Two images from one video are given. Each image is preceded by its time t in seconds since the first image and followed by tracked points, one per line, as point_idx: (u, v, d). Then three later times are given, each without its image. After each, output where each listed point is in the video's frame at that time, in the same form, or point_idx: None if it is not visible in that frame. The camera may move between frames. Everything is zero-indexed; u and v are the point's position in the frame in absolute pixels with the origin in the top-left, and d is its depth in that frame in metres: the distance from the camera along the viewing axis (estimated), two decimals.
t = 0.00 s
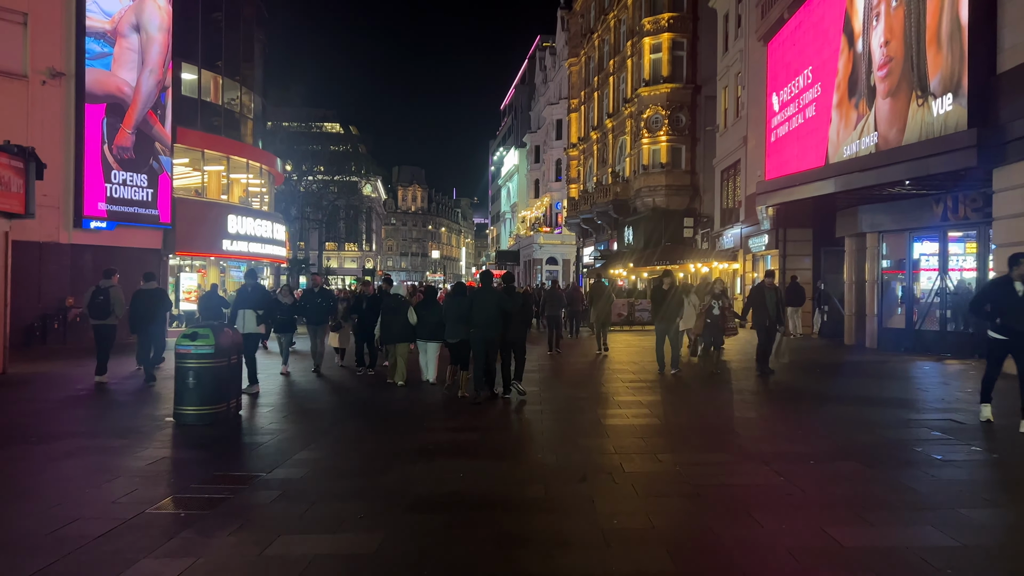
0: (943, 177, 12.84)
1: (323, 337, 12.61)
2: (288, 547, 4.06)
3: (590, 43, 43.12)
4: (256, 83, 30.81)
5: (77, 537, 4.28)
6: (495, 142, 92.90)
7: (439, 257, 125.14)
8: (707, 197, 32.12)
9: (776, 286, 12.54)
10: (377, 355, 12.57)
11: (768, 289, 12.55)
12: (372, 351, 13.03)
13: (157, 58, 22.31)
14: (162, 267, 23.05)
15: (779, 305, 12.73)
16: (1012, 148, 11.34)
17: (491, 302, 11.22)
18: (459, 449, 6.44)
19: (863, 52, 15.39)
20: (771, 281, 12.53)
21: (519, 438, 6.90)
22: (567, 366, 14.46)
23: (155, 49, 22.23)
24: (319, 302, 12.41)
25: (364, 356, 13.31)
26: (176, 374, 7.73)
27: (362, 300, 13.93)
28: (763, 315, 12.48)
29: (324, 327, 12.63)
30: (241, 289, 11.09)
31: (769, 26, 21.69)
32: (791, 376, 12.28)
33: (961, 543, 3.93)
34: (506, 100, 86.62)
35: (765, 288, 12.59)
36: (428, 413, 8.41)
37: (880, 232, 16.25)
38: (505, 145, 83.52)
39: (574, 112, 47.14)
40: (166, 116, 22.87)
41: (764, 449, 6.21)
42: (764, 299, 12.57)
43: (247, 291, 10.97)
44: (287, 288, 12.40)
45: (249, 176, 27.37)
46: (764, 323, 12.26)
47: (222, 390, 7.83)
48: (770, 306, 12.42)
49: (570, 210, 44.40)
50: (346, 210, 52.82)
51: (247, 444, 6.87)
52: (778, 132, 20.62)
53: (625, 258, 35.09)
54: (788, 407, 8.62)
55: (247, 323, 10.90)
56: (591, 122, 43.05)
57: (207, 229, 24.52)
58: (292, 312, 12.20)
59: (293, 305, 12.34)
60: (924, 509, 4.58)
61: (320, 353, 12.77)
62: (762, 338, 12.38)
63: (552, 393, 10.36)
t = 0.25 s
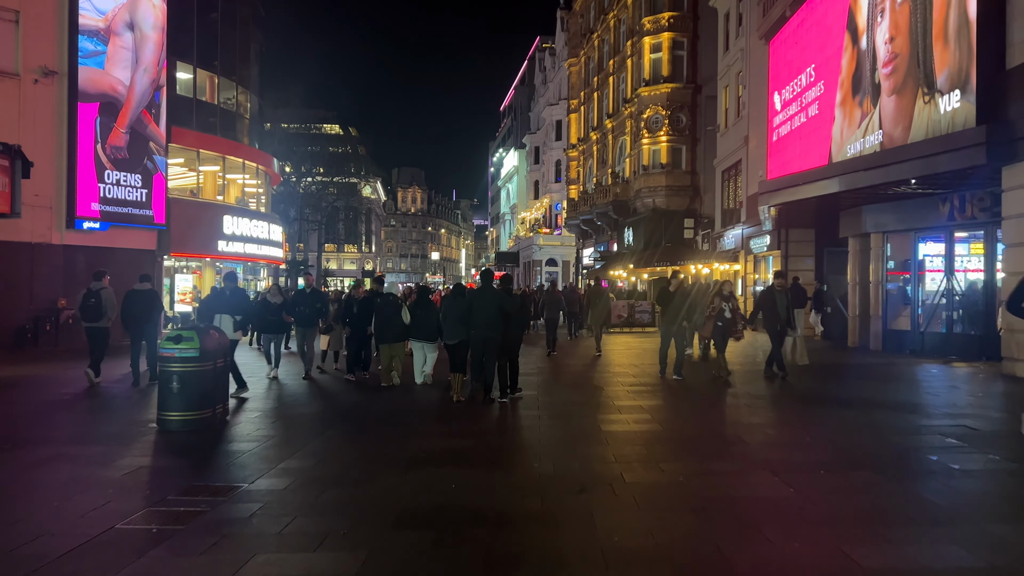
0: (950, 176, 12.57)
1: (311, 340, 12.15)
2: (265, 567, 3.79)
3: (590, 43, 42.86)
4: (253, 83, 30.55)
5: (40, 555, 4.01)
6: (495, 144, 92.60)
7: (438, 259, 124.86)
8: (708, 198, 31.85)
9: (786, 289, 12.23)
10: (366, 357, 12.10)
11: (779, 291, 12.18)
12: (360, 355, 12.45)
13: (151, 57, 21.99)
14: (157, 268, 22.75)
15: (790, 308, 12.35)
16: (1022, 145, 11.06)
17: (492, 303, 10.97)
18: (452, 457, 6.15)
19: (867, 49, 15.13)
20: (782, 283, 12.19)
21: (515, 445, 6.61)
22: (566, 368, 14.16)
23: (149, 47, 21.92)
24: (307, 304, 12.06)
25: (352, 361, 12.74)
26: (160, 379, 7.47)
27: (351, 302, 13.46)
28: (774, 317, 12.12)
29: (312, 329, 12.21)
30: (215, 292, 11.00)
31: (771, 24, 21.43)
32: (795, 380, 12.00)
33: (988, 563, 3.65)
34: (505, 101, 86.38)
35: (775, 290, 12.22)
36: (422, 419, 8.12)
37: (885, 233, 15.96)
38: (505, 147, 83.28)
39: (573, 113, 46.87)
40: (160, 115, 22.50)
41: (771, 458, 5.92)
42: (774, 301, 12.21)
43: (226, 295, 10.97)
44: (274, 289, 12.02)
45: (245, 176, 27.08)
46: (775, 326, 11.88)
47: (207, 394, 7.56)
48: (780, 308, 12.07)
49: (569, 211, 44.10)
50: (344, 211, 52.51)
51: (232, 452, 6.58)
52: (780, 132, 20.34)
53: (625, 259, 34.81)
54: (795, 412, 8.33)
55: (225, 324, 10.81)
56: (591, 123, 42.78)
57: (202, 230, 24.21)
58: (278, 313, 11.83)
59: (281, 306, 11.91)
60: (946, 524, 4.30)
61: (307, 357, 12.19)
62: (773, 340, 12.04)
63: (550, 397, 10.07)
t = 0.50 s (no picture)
0: (961, 177, 12.31)
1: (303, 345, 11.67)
2: None
3: (590, 45, 42.60)
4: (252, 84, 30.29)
5: None
6: (495, 145, 92.38)
7: (438, 261, 124.65)
8: (710, 199, 31.57)
9: (800, 292, 11.86)
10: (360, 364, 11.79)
11: (792, 293, 11.83)
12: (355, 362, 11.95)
13: (148, 56, 21.59)
14: (153, 271, 22.46)
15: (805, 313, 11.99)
16: None
17: (493, 308, 10.73)
18: (452, 470, 5.87)
19: (874, 47, 14.86)
20: (797, 287, 11.84)
21: (517, 456, 6.34)
22: (568, 372, 13.88)
23: (145, 47, 21.53)
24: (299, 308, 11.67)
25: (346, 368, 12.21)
26: (147, 387, 7.18)
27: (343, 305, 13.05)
28: (788, 323, 11.79)
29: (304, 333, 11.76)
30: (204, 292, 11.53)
31: (775, 23, 21.16)
32: (802, 384, 11.76)
33: None
34: (505, 102, 86.16)
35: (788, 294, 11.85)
36: (420, 428, 7.84)
37: (893, 235, 15.68)
38: (505, 149, 83.10)
39: (574, 114, 46.62)
40: (157, 115, 22.19)
41: (786, 472, 5.65)
42: (788, 307, 11.85)
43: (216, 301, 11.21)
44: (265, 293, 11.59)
45: (242, 177, 26.79)
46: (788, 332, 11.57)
47: (197, 404, 7.28)
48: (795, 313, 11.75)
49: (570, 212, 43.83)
50: (344, 213, 52.21)
51: (221, 465, 6.29)
52: (784, 132, 20.06)
53: (626, 261, 34.53)
54: (807, 421, 8.05)
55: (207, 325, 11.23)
56: (592, 124, 42.53)
57: (200, 233, 23.93)
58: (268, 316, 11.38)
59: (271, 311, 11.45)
60: (979, 549, 4.02)
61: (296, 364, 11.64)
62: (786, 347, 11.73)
63: (553, 403, 9.80)
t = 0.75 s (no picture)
0: (972, 175, 12.06)
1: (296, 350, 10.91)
2: None
3: (591, 44, 42.35)
4: (250, 83, 30.03)
5: None
6: (495, 146, 92.12)
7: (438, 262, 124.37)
8: (712, 199, 31.31)
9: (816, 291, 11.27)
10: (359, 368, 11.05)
11: (806, 294, 11.48)
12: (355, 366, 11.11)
13: (144, 54, 21.34)
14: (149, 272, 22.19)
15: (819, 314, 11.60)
16: None
17: (495, 308, 10.51)
18: (451, 479, 5.61)
19: (881, 43, 14.61)
20: (811, 288, 11.46)
21: (520, 464, 6.07)
22: (569, 374, 13.61)
23: (142, 45, 21.28)
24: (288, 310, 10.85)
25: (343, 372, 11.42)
26: (134, 392, 6.92)
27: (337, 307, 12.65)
28: (799, 325, 11.53)
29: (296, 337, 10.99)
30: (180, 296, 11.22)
31: (778, 21, 20.91)
32: (810, 386, 11.50)
33: None
34: (505, 103, 85.92)
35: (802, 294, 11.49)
36: (418, 432, 7.56)
37: (900, 234, 15.41)
38: (504, 149, 82.84)
39: (574, 114, 46.37)
40: (154, 114, 21.90)
41: (802, 481, 5.37)
42: (801, 308, 11.53)
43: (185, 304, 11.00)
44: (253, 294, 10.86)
45: (240, 177, 26.52)
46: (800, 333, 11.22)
47: (186, 410, 7.03)
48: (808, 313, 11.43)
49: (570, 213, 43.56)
50: (343, 214, 51.94)
51: (209, 473, 6.03)
52: (788, 130, 19.80)
53: (627, 262, 34.26)
54: (820, 425, 7.77)
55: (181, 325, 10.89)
56: (592, 124, 42.27)
57: (197, 233, 23.65)
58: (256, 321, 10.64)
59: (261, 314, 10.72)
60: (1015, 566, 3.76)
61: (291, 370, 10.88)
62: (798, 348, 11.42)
63: (555, 405, 9.52)
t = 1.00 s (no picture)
0: (979, 175, 11.81)
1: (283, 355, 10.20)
2: None
3: (591, 44, 42.10)
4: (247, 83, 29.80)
5: None
6: (495, 147, 91.86)
7: (438, 263, 124.14)
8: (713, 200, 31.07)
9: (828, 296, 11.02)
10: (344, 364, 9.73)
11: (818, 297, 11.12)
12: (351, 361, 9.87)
13: (138, 53, 21.09)
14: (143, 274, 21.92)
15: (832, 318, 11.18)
16: None
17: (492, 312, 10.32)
18: (442, 491, 5.35)
19: (885, 41, 14.37)
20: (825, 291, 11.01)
21: (514, 476, 5.78)
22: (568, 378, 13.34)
23: (136, 44, 21.04)
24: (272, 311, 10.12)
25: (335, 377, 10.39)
26: (114, 399, 6.66)
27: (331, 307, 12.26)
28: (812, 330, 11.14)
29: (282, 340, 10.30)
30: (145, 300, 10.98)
31: (779, 20, 20.67)
32: (814, 390, 11.25)
33: None
34: (505, 104, 85.72)
35: (814, 296, 11.07)
36: (408, 440, 7.28)
37: (904, 235, 15.15)
38: (504, 151, 82.60)
39: (574, 115, 46.13)
40: (147, 114, 21.63)
41: (809, 495, 5.09)
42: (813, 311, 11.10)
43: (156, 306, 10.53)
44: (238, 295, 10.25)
45: (236, 178, 26.25)
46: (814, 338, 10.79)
47: (167, 418, 6.76)
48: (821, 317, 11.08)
49: (570, 214, 43.35)
50: (342, 216, 51.69)
51: (190, 485, 5.76)
52: (790, 131, 19.56)
53: (627, 263, 34.02)
54: (827, 431, 7.49)
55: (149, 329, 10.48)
56: (592, 125, 42.03)
57: (191, 235, 23.39)
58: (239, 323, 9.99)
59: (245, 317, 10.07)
60: None
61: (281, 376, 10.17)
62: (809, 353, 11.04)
63: (551, 410, 9.26)
